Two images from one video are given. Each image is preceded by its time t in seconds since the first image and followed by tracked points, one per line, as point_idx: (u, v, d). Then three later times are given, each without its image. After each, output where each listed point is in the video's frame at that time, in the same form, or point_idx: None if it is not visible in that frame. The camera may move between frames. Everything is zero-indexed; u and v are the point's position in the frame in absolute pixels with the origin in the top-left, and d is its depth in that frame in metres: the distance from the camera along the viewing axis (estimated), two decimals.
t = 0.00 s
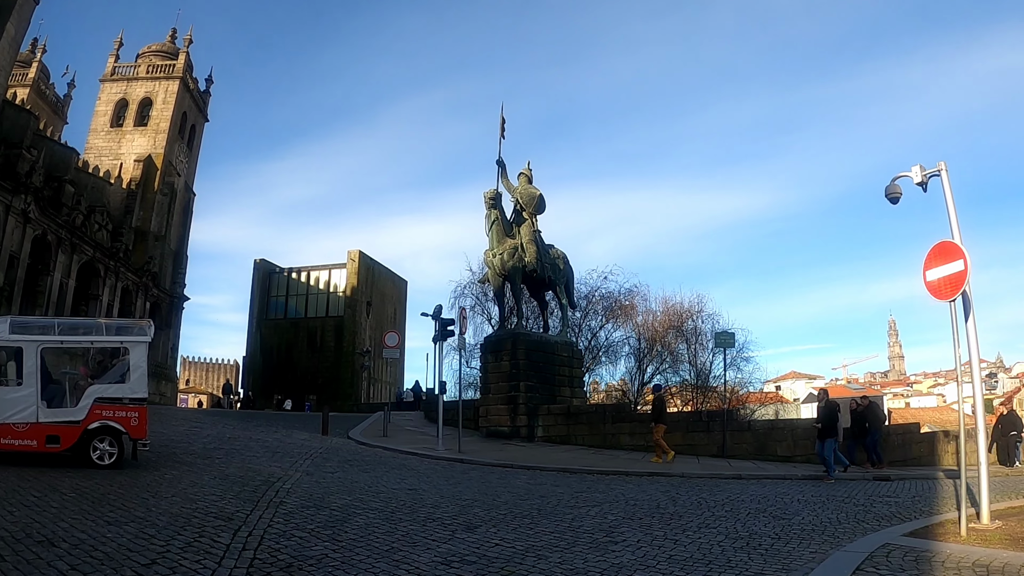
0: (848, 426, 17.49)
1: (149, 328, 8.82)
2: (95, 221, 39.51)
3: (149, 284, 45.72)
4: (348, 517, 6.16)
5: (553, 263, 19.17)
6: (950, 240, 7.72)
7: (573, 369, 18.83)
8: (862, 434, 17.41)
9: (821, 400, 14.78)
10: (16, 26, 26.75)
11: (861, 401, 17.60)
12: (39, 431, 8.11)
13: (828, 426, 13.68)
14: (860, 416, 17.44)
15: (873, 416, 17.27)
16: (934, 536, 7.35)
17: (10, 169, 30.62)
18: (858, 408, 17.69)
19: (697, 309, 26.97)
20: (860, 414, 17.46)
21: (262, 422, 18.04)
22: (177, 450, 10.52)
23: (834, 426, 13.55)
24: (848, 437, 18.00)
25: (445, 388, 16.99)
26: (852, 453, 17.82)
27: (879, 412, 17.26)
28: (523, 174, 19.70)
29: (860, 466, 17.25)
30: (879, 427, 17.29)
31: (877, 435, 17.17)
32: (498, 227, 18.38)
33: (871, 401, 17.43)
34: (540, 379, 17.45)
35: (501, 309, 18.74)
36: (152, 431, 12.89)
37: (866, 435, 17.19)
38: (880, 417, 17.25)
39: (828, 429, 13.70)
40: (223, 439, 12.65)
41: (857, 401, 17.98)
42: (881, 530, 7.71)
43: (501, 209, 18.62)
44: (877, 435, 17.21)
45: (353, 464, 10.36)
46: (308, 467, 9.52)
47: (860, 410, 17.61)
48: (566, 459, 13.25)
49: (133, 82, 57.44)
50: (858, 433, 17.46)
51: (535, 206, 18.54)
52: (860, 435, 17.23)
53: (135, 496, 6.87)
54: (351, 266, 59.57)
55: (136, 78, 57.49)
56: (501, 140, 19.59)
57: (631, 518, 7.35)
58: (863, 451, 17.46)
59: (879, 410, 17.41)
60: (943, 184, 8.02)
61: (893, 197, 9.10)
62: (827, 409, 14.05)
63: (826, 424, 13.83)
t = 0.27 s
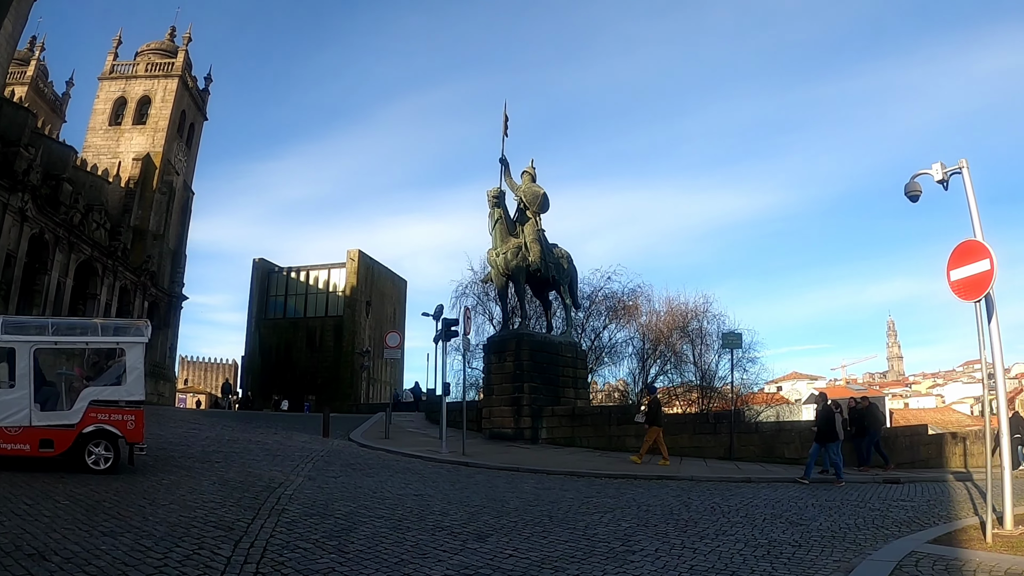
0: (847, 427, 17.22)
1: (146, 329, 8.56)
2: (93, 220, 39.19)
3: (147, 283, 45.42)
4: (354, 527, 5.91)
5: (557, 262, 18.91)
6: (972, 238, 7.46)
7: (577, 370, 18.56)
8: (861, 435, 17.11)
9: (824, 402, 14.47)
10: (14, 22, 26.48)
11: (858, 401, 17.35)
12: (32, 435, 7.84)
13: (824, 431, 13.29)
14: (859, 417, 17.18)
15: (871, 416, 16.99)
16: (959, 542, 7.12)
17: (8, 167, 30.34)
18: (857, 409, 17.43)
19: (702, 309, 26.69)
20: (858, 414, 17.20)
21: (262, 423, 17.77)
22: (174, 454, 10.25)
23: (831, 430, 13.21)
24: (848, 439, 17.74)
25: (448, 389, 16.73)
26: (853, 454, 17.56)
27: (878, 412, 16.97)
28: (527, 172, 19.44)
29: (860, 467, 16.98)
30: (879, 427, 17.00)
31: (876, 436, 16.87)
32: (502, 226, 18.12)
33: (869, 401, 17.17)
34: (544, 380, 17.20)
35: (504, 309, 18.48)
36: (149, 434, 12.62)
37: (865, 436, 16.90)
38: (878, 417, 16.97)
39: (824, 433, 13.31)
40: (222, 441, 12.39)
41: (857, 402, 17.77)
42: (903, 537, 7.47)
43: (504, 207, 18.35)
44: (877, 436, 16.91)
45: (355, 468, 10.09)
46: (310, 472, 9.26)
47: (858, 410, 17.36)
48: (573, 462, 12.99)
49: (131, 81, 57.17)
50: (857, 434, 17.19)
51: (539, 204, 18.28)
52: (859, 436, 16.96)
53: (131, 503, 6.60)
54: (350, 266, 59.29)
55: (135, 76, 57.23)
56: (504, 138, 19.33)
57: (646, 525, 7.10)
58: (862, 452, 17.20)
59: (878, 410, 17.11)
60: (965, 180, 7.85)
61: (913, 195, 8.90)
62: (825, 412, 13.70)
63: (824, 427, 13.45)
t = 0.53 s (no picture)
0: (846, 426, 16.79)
1: (143, 326, 8.32)
2: (90, 219, 38.86)
3: (145, 283, 45.09)
4: (361, 532, 5.65)
5: (560, 261, 18.65)
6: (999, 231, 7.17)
7: (581, 370, 18.31)
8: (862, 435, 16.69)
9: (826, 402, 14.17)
10: (10, 19, 26.18)
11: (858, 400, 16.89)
12: (25, 436, 7.57)
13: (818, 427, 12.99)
14: (859, 416, 16.73)
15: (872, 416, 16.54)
16: (986, 543, 6.88)
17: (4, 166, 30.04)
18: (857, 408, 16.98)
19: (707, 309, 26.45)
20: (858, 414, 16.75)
21: (261, 424, 17.48)
22: (172, 456, 9.98)
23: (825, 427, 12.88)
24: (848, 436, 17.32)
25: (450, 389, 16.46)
26: (852, 452, 17.17)
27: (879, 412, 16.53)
28: (530, 170, 19.18)
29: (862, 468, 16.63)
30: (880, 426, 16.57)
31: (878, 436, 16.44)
32: (505, 224, 17.86)
33: (870, 400, 16.71)
34: (548, 380, 16.94)
35: (507, 309, 18.22)
36: (147, 435, 12.35)
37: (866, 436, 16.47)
38: (879, 416, 16.54)
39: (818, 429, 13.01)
40: (221, 443, 12.10)
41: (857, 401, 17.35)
42: (928, 539, 7.22)
43: (507, 205, 18.08)
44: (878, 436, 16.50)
45: (358, 470, 9.82)
46: (312, 474, 8.99)
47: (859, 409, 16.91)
48: (579, 463, 12.72)
49: (129, 80, 56.85)
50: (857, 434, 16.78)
51: (542, 202, 18.02)
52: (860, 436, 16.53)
53: (128, 508, 6.33)
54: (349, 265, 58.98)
55: (132, 75, 56.93)
56: (507, 135, 19.08)
57: (663, 528, 6.84)
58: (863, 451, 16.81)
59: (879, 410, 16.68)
60: (986, 172, 7.60)
61: (932, 188, 8.62)
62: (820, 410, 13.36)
63: (818, 425, 13.17)
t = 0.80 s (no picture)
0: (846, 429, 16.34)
1: (139, 327, 8.06)
2: (87, 220, 38.52)
3: (141, 285, 44.75)
4: (367, 543, 5.40)
5: (563, 262, 18.39)
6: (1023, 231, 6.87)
7: (584, 373, 18.05)
8: (861, 438, 16.26)
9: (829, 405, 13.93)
10: (6, 17, 25.91)
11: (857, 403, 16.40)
12: (15, 442, 7.29)
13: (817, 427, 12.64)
14: (858, 419, 16.27)
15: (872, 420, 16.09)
16: (1013, 550, 6.65)
17: None
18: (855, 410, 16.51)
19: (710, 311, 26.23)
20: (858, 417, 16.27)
21: (259, 428, 17.18)
22: (169, 461, 9.70)
23: (826, 427, 12.52)
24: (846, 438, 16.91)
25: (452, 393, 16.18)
26: (849, 452, 16.78)
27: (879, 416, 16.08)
28: (532, 170, 18.93)
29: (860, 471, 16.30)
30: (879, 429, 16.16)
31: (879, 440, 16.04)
32: (507, 224, 17.60)
33: (869, 402, 16.23)
34: (550, 384, 16.66)
35: (509, 311, 17.94)
36: (143, 439, 12.07)
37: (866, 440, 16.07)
38: (879, 420, 16.09)
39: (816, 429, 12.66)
40: (219, 447, 11.83)
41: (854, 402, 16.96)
42: (952, 545, 6.99)
43: (510, 205, 17.82)
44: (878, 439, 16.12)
45: (360, 476, 9.57)
46: (313, 480, 8.73)
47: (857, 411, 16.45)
48: (585, 467, 12.46)
49: (127, 80, 56.58)
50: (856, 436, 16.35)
51: (544, 202, 17.78)
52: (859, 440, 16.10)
53: (122, 517, 6.07)
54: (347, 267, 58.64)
55: (130, 75, 56.64)
56: (509, 135, 18.85)
57: (679, 536, 6.60)
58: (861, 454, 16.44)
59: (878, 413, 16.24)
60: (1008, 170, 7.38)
61: (953, 186, 8.42)
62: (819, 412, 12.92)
63: (817, 426, 12.82)
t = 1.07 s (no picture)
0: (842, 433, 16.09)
1: (133, 328, 7.78)
2: (83, 221, 38.21)
3: (139, 286, 44.43)
4: (373, 554, 5.14)
5: (566, 263, 18.14)
6: None
7: (587, 375, 17.80)
8: (857, 442, 16.01)
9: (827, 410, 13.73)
10: (2, 16, 25.65)
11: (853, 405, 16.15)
12: (4, 447, 7.02)
13: (816, 431, 12.17)
14: (854, 422, 16.02)
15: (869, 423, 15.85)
16: None
17: None
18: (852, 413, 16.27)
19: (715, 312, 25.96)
20: (854, 420, 16.00)
21: (258, 431, 16.91)
22: (166, 467, 9.43)
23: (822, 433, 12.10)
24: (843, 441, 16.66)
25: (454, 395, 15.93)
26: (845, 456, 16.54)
27: (876, 418, 15.83)
28: (534, 169, 18.68)
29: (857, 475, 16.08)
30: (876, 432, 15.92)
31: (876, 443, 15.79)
32: (510, 224, 17.34)
33: (866, 405, 15.99)
34: (554, 386, 16.41)
35: (512, 312, 17.68)
36: (140, 443, 11.79)
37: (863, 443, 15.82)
38: (875, 422, 15.84)
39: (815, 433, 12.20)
40: (217, 452, 11.55)
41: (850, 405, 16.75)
42: (978, 551, 6.75)
43: (512, 205, 17.57)
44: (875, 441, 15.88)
45: (362, 481, 9.30)
46: (314, 486, 8.46)
47: (854, 414, 16.20)
48: (591, 471, 12.22)
49: (124, 81, 56.31)
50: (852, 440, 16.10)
51: (547, 202, 17.53)
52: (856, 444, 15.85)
53: (115, 527, 5.80)
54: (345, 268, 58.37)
55: (127, 76, 56.36)
56: (511, 134, 18.62)
57: (696, 544, 6.34)
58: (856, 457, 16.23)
59: (875, 415, 15.99)
60: None
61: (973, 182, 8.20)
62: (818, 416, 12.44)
63: (815, 430, 12.36)
